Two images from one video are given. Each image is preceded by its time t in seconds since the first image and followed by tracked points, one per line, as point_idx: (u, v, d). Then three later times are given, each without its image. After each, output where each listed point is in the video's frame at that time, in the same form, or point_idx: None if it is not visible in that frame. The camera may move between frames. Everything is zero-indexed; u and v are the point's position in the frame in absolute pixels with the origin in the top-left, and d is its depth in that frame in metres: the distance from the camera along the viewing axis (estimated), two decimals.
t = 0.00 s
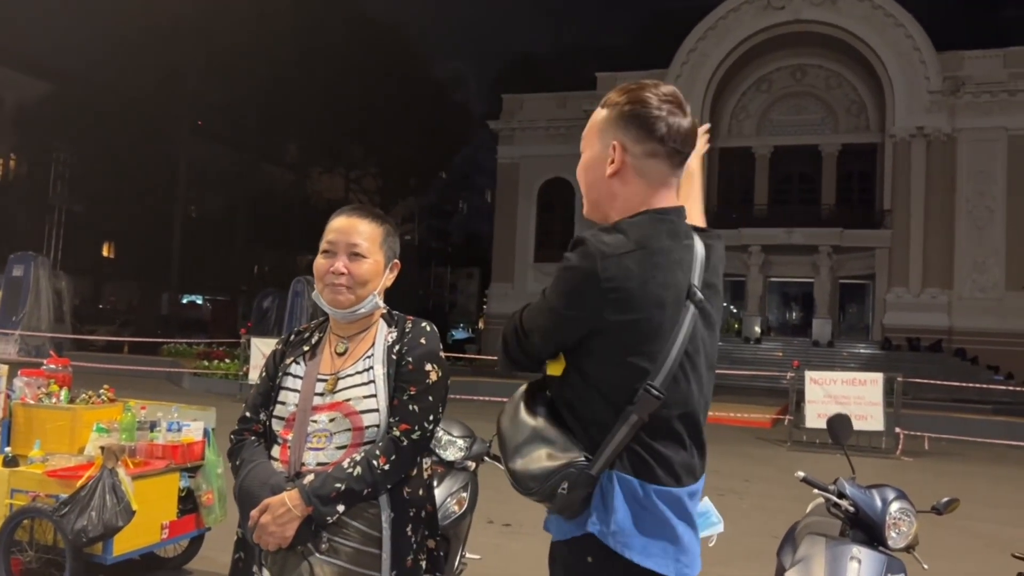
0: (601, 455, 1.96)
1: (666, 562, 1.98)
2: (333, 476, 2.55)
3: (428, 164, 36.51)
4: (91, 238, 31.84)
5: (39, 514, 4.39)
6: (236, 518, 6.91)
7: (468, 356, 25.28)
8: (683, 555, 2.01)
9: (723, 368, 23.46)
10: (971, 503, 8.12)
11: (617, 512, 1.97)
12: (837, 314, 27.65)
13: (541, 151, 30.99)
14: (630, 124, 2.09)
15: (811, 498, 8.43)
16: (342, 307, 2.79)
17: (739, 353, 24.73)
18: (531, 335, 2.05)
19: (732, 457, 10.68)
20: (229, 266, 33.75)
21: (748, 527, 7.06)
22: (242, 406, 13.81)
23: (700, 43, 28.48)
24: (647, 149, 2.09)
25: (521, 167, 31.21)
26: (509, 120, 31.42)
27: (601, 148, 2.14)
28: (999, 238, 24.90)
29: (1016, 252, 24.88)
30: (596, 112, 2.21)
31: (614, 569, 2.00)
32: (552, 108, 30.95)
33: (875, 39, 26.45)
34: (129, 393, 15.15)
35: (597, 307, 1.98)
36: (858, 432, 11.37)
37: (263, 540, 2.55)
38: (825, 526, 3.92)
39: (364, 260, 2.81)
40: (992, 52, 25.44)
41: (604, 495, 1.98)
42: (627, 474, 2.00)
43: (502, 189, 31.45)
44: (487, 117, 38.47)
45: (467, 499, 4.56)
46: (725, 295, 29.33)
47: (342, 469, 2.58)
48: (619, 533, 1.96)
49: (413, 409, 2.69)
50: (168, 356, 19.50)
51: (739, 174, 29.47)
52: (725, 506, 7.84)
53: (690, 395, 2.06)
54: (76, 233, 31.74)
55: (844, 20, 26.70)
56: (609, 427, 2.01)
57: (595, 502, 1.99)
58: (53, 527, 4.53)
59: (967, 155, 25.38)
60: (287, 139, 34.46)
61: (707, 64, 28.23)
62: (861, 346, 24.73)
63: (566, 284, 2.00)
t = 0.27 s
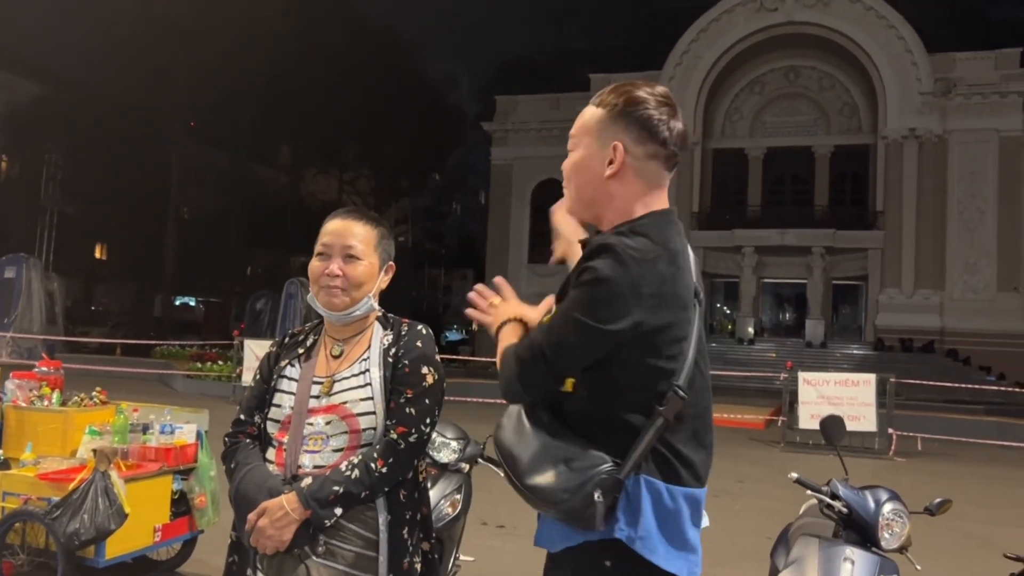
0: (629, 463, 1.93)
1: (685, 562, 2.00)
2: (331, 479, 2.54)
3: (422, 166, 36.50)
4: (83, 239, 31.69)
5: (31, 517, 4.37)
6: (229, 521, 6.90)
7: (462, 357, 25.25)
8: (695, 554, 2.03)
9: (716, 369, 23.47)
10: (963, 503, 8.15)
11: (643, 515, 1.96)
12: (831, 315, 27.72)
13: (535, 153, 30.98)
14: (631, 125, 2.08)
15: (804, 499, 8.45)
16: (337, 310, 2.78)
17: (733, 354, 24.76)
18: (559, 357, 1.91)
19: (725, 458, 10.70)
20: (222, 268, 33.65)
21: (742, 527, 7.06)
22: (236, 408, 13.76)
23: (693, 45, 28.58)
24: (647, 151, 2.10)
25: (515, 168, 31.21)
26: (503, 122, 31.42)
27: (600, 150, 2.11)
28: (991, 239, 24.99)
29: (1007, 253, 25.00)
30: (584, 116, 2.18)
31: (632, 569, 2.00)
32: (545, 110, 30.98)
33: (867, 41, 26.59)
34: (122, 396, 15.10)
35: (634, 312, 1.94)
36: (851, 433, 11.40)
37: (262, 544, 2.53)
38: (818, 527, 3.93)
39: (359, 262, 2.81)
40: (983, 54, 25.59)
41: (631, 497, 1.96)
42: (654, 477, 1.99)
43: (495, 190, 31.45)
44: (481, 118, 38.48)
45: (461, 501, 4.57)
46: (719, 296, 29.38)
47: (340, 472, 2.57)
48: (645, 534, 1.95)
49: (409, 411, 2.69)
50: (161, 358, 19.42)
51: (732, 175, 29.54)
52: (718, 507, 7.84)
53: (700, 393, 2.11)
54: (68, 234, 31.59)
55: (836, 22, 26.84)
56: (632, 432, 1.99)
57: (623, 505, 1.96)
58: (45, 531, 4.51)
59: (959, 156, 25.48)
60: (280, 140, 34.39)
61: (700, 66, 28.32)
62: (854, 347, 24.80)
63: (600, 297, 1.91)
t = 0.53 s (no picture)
0: (662, 457, 1.87)
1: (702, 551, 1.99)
2: (326, 490, 2.53)
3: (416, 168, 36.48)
4: (76, 242, 31.54)
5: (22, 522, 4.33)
6: (222, 525, 6.86)
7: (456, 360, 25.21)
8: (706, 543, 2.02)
9: (710, 371, 23.49)
10: (956, 506, 8.18)
11: (677, 508, 1.91)
12: (824, 317, 27.79)
13: (529, 155, 30.99)
14: (614, 131, 2.06)
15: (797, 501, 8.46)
16: (332, 314, 2.77)
17: (726, 357, 24.80)
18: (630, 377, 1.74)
19: (719, 461, 10.70)
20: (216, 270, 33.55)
21: (737, 530, 7.07)
22: (229, 412, 13.71)
23: (686, 48, 28.66)
24: (631, 154, 2.07)
25: (509, 170, 31.20)
26: (497, 124, 31.44)
27: (587, 154, 2.05)
28: (984, 242, 25.06)
29: (1000, 255, 25.09)
30: (559, 122, 2.13)
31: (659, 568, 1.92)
32: (540, 112, 31.00)
33: (860, 43, 26.70)
34: (114, 399, 15.01)
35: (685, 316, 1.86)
36: (845, 435, 11.42)
37: (255, 553, 2.50)
38: (812, 530, 3.93)
39: (354, 265, 2.80)
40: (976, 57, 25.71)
41: (661, 490, 1.90)
42: (681, 471, 1.94)
43: (490, 193, 31.45)
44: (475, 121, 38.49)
45: (455, 504, 4.55)
46: (713, 298, 29.43)
47: (334, 481, 2.56)
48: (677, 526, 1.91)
49: (404, 418, 2.67)
50: (154, 361, 19.33)
51: (726, 177, 29.61)
52: (713, 510, 7.84)
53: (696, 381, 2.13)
54: (61, 237, 31.44)
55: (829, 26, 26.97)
56: (665, 432, 1.90)
57: (656, 498, 1.89)
58: (36, 536, 4.47)
59: (951, 159, 25.56)
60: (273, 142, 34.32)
61: (694, 69, 28.39)
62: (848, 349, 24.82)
63: (650, 302, 1.80)
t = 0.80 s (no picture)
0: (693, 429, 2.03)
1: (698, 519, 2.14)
2: (318, 496, 2.50)
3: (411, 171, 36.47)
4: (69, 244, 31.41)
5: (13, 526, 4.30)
6: (216, 529, 6.82)
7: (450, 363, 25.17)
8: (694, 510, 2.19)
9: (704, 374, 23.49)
10: (950, 509, 8.19)
11: (688, 494, 2.00)
12: (818, 320, 27.84)
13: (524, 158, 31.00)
14: (605, 132, 2.13)
15: (790, 504, 8.46)
16: (327, 318, 2.75)
17: (720, 360, 24.82)
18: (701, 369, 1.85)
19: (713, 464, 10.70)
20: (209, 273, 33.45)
21: (731, 533, 7.05)
22: (222, 415, 13.65)
23: (681, 51, 28.75)
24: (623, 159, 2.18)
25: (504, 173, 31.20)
26: (492, 127, 31.46)
27: (599, 162, 2.11)
28: (977, 244, 25.13)
29: (992, 258, 25.19)
30: (548, 128, 2.12)
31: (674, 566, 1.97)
32: (534, 115, 31.04)
33: (853, 47, 26.82)
34: (107, 403, 14.94)
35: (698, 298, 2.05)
36: (838, 438, 11.44)
37: (246, 560, 2.49)
38: (805, 534, 3.93)
39: (348, 268, 2.79)
40: (968, 61, 25.84)
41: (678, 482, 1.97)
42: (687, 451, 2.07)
43: (484, 195, 31.45)
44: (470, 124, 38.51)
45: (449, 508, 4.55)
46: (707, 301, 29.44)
47: (326, 488, 2.53)
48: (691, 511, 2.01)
49: (396, 424, 2.63)
50: (147, 364, 19.23)
51: (719, 181, 29.68)
52: (708, 513, 7.83)
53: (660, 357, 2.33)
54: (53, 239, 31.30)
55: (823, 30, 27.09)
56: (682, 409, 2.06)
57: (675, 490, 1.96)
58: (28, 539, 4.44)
59: (944, 162, 25.66)
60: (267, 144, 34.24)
61: (688, 72, 28.48)
62: (841, 352, 24.87)
63: (687, 297, 1.93)
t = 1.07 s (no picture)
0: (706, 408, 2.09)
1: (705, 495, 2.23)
2: (317, 497, 2.49)
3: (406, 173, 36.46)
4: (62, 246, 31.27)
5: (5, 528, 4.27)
6: (209, 531, 6.80)
7: (445, 366, 25.14)
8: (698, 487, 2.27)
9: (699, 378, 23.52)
10: (945, 512, 8.22)
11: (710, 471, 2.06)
12: (812, 323, 27.92)
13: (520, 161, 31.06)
14: (602, 138, 2.15)
15: (784, 507, 8.47)
16: (326, 319, 2.75)
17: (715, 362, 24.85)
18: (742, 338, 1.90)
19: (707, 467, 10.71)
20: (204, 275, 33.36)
21: (726, 535, 7.08)
22: (217, 418, 13.61)
23: (676, 55, 28.82)
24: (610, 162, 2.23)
25: (500, 176, 31.22)
26: (488, 130, 31.54)
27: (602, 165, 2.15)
28: (971, 247, 25.24)
29: (986, 262, 25.27)
30: (545, 136, 2.10)
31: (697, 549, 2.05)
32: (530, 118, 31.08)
33: (848, 51, 26.93)
34: (100, 404, 14.88)
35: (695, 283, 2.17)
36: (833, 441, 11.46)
37: (245, 561, 2.47)
38: (801, 537, 3.93)
39: (346, 270, 2.78)
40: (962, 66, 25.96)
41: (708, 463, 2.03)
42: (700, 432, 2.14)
43: (480, 198, 31.46)
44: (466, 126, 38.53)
45: (444, 511, 4.53)
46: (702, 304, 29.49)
47: (325, 488, 2.52)
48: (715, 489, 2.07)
49: (395, 425, 2.63)
50: (141, 366, 19.17)
51: (714, 184, 29.74)
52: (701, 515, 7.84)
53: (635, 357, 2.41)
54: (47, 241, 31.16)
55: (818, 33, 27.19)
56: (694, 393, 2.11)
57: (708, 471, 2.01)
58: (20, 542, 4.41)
59: (939, 167, 25.73)
60: (263, 146, 34.17)
61: (683, 76, 28.55)
62: (836, 356, 24.93)
63: (703, 278, 2.02)
